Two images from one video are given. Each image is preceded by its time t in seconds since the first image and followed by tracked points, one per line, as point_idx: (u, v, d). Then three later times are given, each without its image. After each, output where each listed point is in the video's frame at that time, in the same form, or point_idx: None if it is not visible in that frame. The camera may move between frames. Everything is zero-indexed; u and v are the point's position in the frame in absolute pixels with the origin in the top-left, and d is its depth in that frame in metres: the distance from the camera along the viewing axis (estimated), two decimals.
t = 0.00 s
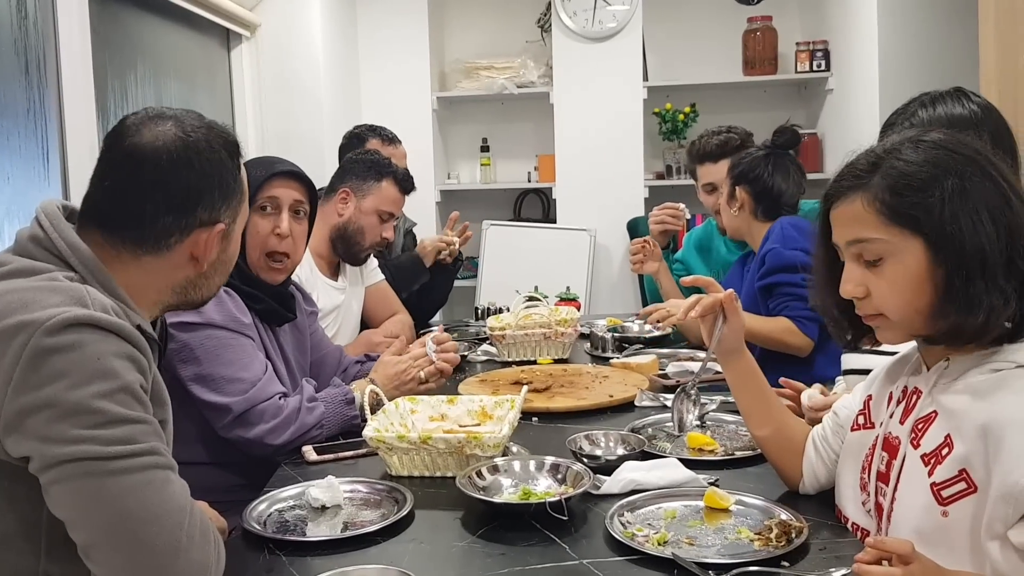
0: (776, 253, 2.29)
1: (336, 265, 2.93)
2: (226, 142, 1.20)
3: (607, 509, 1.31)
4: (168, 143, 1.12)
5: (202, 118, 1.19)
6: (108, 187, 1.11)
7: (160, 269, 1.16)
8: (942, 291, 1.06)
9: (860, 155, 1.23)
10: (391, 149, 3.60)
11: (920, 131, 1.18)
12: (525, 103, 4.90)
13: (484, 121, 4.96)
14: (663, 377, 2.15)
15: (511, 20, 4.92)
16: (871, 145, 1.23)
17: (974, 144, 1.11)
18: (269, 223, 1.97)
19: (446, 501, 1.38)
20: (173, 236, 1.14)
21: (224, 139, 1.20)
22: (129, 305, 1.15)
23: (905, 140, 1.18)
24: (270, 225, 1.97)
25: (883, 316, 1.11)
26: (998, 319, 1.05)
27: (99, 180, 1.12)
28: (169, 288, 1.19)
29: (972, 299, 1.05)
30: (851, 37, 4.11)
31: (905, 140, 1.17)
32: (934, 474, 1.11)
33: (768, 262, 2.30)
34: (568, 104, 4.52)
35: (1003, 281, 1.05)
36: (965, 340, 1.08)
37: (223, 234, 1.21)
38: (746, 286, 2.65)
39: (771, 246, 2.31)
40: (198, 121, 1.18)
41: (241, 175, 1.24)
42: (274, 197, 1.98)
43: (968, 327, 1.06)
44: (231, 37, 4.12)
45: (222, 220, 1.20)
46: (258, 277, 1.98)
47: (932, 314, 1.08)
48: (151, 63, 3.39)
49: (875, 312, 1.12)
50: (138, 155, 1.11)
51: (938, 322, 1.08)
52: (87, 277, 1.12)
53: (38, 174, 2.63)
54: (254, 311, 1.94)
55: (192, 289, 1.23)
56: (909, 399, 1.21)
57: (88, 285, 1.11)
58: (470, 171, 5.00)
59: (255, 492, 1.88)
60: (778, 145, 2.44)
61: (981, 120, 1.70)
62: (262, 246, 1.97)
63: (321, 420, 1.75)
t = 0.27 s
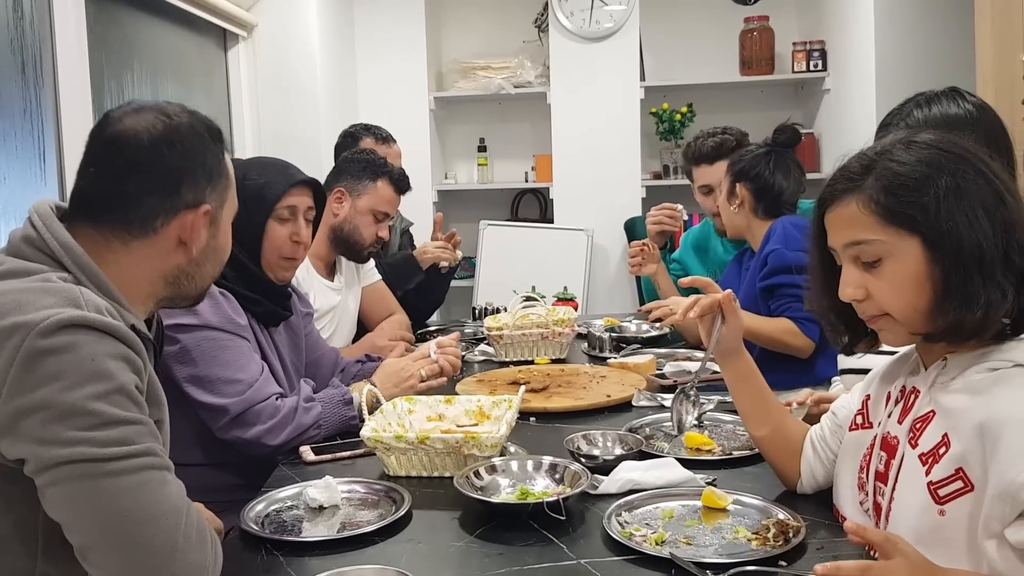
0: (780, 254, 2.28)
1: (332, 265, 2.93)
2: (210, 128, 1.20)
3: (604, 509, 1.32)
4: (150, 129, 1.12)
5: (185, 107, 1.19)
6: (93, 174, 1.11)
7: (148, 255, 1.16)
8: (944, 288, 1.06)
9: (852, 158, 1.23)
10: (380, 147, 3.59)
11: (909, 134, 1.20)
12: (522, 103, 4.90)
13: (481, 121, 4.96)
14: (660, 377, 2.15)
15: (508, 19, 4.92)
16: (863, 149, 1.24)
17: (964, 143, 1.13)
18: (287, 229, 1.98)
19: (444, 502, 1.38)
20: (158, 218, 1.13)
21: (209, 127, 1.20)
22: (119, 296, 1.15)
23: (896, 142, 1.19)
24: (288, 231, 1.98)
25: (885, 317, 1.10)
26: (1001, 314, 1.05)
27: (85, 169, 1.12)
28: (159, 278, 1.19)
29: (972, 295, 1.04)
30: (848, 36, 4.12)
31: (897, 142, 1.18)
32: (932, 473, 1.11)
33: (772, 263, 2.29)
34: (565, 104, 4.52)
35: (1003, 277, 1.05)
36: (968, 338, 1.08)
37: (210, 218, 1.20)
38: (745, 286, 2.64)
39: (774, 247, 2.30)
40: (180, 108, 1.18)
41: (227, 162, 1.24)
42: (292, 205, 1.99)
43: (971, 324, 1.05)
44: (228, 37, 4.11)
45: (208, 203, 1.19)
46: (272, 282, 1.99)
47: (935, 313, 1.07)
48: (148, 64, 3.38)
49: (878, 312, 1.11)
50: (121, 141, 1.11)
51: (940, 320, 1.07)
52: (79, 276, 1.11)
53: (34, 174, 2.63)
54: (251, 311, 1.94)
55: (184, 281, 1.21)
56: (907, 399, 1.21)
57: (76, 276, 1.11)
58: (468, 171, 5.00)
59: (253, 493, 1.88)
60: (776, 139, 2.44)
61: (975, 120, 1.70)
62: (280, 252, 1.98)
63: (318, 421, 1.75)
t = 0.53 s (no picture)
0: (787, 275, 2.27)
1: (333, 265, 2.93)
2: (186, 115, 1.21)
3: (604, 509, 1.32)
4: (117, 112, 1.14)
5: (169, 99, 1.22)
6: (69, 160, 1.14)
7: (122, 238, 1.15)
8: (950, 286, 1.06)
9: (843, 163, 1.23)
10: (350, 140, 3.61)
11: (900, 137, 1.20)
12: (522, 103, 4.90)
13: (481, 121, 4.95)
14: (660, 377, 2.15)
15: (508, 19, 4.92)
16: (855, 152, 1.24)
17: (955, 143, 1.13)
18: (308, 233, 2.01)
19: (443, 502, 1.37)
20: (123, 196, 1.13)
21: (186, 114, 1.21)
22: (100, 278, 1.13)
23: (889, 145, 1.19)
24: (309, 235, 2.01)
25: (889, 319, 1.09)
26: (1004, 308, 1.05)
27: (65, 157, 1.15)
28: (139, 265, 1.18)
29: (976, 293, 1.04)
30: (848, 36, 4.12)
31: (889, 145, 1.18)
32: (931, 473, 1.11)
33: (779, 283, 2.28)
34: (566, 104, 4.52)
35: (1005, 274, 1.05)
36: (972, 336, 1.08)
37: (181, 198, 1.18)
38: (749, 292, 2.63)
39: (782, 266, 2.29)
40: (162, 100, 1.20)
41: (210, 149, 1.24)
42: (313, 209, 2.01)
43: (975, 320, 1.05)
44: (228, 37, 4.11)
45: (179, 183, 1.17)
46: (286, 284, 2.00)
47: (939, 312, 1.07)
48: (148, 64, 3.38)
49: (881, 315, 1.10)
50: (89, 124, 1.14)
51: (944, 320, 1.07)
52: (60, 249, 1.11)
53: (34, 174, 2.63)
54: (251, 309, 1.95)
55: (166, 269, 1.20)
56: (907, 399, 1.21)
57: (49, 259, 1.11)
58: (468, 171, 5.00)
59: (253, 493, 1.88)
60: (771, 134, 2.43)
61: (973, 119, 1.70)
62: (299, 254, 2.00)
63: (318, 423, 1.75)
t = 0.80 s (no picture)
0: (782, 301, 2.31)
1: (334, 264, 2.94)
2: (174, 111, 1.20)
3: (604, 509, 1.32)
4: (106, 109, 1.14)
5: (159, 95, 1.22)
6: (59, 158, 1.14)
7: (113, 235, 1.15)
8: (948, 289, 1.06)
9: (837, 167, 1.23)
10: (329, 133, 3.59)
11: (892, 139, 1.20)
12: (522, 103, 4.90)
13: (481, 121, 4.96)
14: (659, 377, 2.15)
15: (508, 19, 4.92)
16: (848, 156, 1.24)
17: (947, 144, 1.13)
18: (313, 233, 2.02)
19: (443, 501, 1.38)
20: (112, 194, 1.12)
21: (173, 110, 1.20)
22: (92, 274, 1.13)
23: (882, 148, 1.19)
24: (313, 234, 2.02)
25: (889, 324, 1.10)
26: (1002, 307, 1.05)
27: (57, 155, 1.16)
28: (133, 263, 1.17)
29: (974, 295, 1.05)
30: (848, 36, 4.12)
31: (882, 149, 1.18)
32: (932, 473, 1.11)
33: (775, 310, 2.32)
34: (566, 104, 4.52)
35: (1002, 275, 1.05)
36: (972, 336, 1.08)
37: (172, 194, 1.18)
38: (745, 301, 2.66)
39: (777, 294, 2.32)
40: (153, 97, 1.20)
41: (201, 145, 1.23)
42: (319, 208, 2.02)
43: (973, 321, 1.06)
44: (228, 38, 4.11)
45: (169, 179, 1.17)
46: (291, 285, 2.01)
47: (939, 315, 1.07)
48: (148, 64, 3.38)
49: (880, 320, 1.10)
50: (80, 121, 1.14)
51: (943, 322, 1.07)
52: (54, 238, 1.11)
53: (35, 174, 2.63)
54: (251, 309, 1.95)
55: (160, 267, 1.20)
56: (907, 399, 1.21)
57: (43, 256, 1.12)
58: (468, 171, 5.00)
59: (253, 493, 1.88)
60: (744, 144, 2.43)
61: (972, 121, 1.70)
62: (305, 254, 2.01)
63: (316, 425, 1.75)
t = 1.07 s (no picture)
0: (780, 289, 2.32)
1: (334, 264, 2.94)
2: (183, 115, 1.20)
3: (604, 509, 1.32)
4: (115, 113, 1.12)
5: (161, 96, 1.20)
6: (62, 162, 1.12)
7: (122, 241, 1.15)
8: (960, 281, 1.06)
9: (846, 162, 1.24)
10: (325, 134, 3.60)
11: (902, 137, 1.21)
12: (522, 103, 4.90)
13: (481, 121, 4.96)
14: (659, 377, 2.16)
15: (508, 19, 4.92)
16: (858, 152, 1.24)
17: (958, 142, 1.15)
18: (317, 233, 2.04)
19: (444, 502, 1.38)
20: (125, 201, 1.12)
21: (180, 113, 1.19)
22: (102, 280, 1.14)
23: (892, 143, 1.20)
24: (318, 235, 2.04)
25: (899, 316, 1.09)
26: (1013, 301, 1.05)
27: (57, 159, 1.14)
28: (140, 267, 1.18)
29: (988, 286, 1.05)
30: (848, 36, 4.12)
31: (893, 144, 1.19)
32: (934, 474, 1.11)
33: (773, 298, 2.33)
34: (566, 104, 4.52)
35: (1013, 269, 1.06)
36: (983, 330, 1.08)
37: (182, 199, 1.18)
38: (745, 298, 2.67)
39: (776, 282, 2.34)
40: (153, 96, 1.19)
41: (205, 147, 1.23)
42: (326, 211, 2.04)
43: (984, 314, 1.06)
44: (228, 38, 4.12)
45: (179, 185, 1.17)
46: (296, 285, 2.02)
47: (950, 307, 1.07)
48: (149, 65, 3.38)
49: (889, 314, 1.09)
50: (86, 126, 1.11)
51: (955, 314, 1.07)
52: (59, 257, 1.12)
53: (35, 175, 2.63)
54: (256, 308, 1.95)
55: (167, 271, 1.20)
56: (909, 400, 1.22)
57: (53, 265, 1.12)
58: (468, 171, 5.00)
59: (254, 493, 1.88)
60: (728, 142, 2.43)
61: (971, 121, 1.70)
62: (309, 255, 2.03)
63: (318, 425, 1.75)
